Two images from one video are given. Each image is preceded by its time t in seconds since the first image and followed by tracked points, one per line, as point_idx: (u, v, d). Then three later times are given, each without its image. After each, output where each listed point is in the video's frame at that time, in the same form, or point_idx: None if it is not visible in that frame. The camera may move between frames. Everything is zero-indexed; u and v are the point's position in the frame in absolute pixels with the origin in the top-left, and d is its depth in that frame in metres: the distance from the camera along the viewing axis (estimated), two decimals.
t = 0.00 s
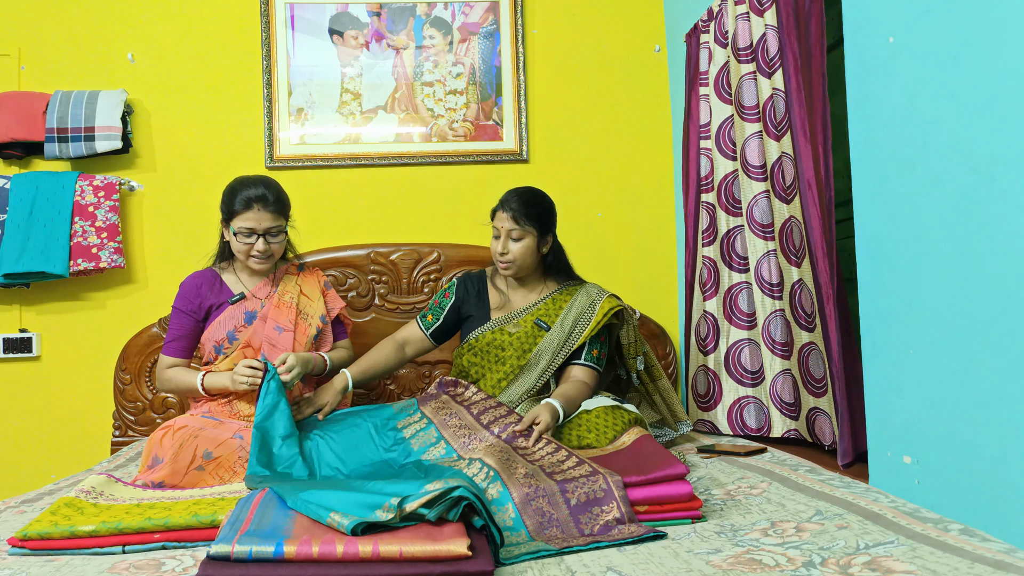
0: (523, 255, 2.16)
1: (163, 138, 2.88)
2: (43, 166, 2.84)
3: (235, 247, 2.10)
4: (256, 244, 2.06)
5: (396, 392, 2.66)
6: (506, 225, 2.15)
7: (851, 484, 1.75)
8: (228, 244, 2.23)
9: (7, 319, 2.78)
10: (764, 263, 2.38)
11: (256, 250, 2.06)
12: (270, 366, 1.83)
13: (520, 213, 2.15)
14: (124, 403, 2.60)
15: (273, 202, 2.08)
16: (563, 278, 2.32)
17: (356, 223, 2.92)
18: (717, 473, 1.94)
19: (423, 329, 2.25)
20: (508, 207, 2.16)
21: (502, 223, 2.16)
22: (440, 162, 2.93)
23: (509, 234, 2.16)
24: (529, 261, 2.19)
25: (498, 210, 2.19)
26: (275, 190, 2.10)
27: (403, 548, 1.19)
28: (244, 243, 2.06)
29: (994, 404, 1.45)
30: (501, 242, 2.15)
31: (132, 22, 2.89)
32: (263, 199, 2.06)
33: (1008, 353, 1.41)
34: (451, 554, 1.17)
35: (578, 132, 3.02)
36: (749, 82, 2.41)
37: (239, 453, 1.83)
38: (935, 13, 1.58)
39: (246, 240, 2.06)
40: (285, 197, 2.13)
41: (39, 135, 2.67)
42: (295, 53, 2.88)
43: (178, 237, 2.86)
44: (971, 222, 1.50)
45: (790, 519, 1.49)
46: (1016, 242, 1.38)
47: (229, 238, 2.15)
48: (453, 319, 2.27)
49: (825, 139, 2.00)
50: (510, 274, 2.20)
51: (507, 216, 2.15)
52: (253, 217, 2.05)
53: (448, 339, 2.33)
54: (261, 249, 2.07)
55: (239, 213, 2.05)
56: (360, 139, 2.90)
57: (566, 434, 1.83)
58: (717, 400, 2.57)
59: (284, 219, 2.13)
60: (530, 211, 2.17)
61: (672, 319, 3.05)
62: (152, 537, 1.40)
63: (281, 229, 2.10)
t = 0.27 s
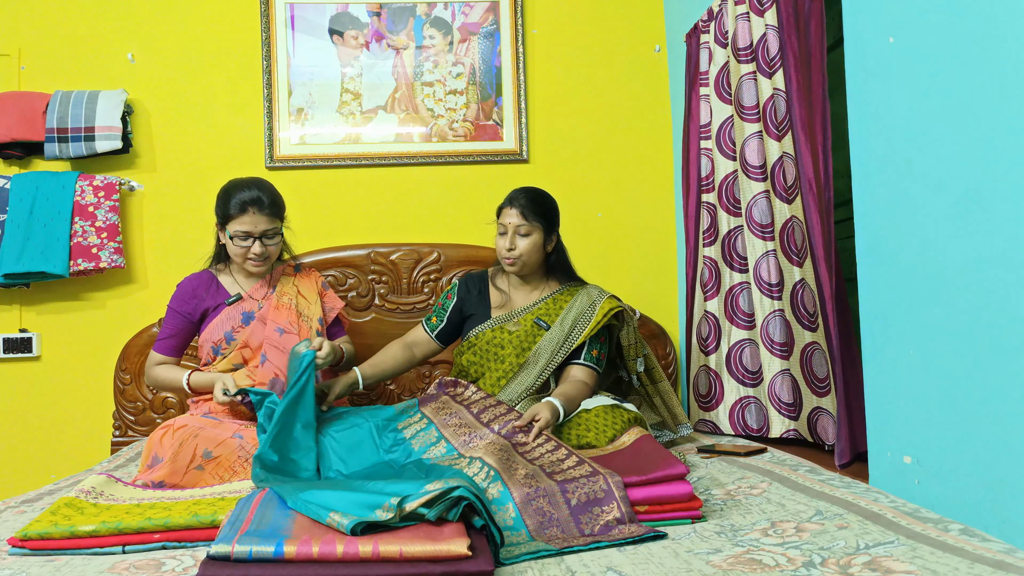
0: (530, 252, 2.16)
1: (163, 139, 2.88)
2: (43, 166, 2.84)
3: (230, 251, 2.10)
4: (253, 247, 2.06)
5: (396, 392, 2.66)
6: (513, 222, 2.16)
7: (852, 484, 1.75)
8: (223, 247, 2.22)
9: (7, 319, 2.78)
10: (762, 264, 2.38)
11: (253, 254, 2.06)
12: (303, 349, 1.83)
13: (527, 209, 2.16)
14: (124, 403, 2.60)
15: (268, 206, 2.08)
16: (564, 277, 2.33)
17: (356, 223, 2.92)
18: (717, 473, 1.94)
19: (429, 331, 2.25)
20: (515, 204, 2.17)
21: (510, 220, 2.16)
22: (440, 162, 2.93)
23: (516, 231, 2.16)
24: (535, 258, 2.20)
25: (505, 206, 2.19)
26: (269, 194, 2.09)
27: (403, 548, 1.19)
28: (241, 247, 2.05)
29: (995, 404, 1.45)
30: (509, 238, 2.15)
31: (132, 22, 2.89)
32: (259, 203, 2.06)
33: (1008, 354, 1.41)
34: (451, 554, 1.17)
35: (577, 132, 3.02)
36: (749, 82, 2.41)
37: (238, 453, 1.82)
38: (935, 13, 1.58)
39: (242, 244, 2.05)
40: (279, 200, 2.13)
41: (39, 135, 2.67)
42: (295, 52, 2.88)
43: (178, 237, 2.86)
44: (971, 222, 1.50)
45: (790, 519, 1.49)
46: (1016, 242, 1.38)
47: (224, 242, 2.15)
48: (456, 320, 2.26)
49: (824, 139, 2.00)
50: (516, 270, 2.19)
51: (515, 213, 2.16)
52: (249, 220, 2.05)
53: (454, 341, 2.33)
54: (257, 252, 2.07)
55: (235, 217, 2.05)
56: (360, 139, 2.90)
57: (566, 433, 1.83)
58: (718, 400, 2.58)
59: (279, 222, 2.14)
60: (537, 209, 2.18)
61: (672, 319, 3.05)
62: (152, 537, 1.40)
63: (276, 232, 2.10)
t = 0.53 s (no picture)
0: (542, 248, 2.17)
1: (163, 138, 2.88)
2: (43, 166, 2.84)
3: (227, 248, 2.10)
4: (250, 242, 2.07)
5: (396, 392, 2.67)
6: (526, 218, 2.16)
7: (851, 484, 1.75)
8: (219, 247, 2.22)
9: (7, 319, 2.78)
10: (763, 264, 2.39)
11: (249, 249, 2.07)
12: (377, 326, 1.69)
13: (540, 206, 2.18)
14: (124, 403, 2.60)
15: (263, 201, 2.09)
16: (565, 278, 2.34)
17: (356, 223, 2.92)
18: (717, 473, 1.94)
19: (433, 331, 2.24)
20: (528, 200, 2.18)
21: (523, 216, 2.16)
22: (440, 162, 2.93)
23: (530, 227, 2.16)
24: (546, 256, 2.20)
25: (517, 202, 2.20)
26: (263, 189, 2.10)
27: (402, 548, 1.19)
28: (237, 243, 2.06)
29: (995, 404, 1.45)
30: (522, 234, 2.15)
31: (132, 22, 2.89)
32: (254, 198, 2.07)
33: (1008, 354, 1.41)
34: (451, 554, 1.18)
35: (577, 132, 3.02)
36: (749, 82, 2.41)
37: (237, 453, 1.81)
38: (935, 13, 1.58)
39: (239, 240, 2.07)
40: (274, 196, 2.13)
41: (39, 135, 2.67)
42: (295, 52, 2.88)
43: (178, 237, 2.87)
44: (970, 222, 1.50)
45: (790, 519, 1.49)
46: (1016, 242, 1.38)
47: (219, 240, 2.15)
48: (458, 319, 2.25)
49: (824, 139, 2.00)
50: (526, 268, 2.19)
51: (528, 209, 2.16)
52: (245, 216, 2.05)
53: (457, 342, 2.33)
54: (255, 247, 2.07)
55: (230, 213, 2.05)
56: (360, 139, 2.90)
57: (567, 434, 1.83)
58: (720, 400, 2.58)
59: (274, 216, 2.14)
60: (548, 207, 2.20)
61: (671, 319, 3.05)
62: (151, 537, 1.40)
63: (272, 227, 2.11)
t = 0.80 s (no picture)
0: (544, 251, 2.17)
1: (163, 138, 2.88)
2: (43, 167, 2.84)
3: (224, 241, 2.11)
4: (246, 233, 2.08)
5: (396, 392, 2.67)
6: (526, 221, 2.16)
7: (851, 484, 1.75)
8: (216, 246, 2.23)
9: (7, 319, 2.78)
10: (764, 264, 2.39)
11: (245, 238, 2.08)
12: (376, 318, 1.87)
13: (541, 208, 2.17)
14: (124, 403, 2.60)
15: (257, 192, 2.11)
16: (569, 278, 2.34)
17: (356, 222, 2.92)
18: (717, 473, 1.94)
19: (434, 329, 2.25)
20: (528, 203, 2.17)
21: (524, 219, 2.16)
22: (440, 162, 2.93)
23: (531, 231, 2.16)
24: (548, 258, 2.20)
25: (516, 206, 2.19)
26: (259, 182, 2.14)
27: (402, 548, 1.19)
28: (235, 233, 2.07)
29: (995, 404, 1.45)
30: (523, 237, 2.15)
31: (132, 22, 2.89)
32: (249, 188, 2.09)
33: (1008, 354, 1.41)
34: (451, 554, 1.18)
35: (577, 132, 3.02)
36: (749, 82, 2.40)
37: (237, 453, 1.82)
38: (935, 13, 1.58)
39: (236, 230, 2.07)
40: (269, 189, 2.17)
41: (39, 135, 2.67)
42: (295, 52, 2.88)
43: (178, 237, 2.86)
44: (971, 222, 1.50)
45: (790, 519, 1.49)
46: (1016, 242, 1.38)
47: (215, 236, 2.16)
48: (460, 318, 2.25)
49: (825, 139, 2.00)
50: (528, 270, 2.19)
51: (528, 212, 2.16)
52: (241, 206, 2.08)
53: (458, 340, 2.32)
54: (252, 237, 2.08)
55: (227, 205, 2.08)
56: (360, 139, 2.90)
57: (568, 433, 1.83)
58: (722, 400, 2.58)
59: (270, 209, 2.17)
60: (551, 209, 2.19)
61: (672, 319, 3.05)
62: (152, 537, 1.40)
63: (268, 218, 2.12)
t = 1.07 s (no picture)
0: (545, 253, 2.17)
1: (163, 138, 2.88)
2: (43, 167, 2.84)
3: (222, 236, 2.12)
4: (243, 226, 2.09)
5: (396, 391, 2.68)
6: (529, 222, 2.16)
7: (851, 484, 1.75)
8: (215, 246, 2.23)
9: (7, 319, 2.78)
10: (765, 263, 2.39)
11: (242, 230, 2.09)
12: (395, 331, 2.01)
13: (543, 211, 2.16)
14: (124, 403, 2.60)
15: (256, 187, 2.13)
16: (572, 279, 2.33)
17: (356, 222, 2.92)
18: (717, 473, 1.94)
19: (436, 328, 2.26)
20: (529, 205, 2.17)
21: (526, 220, 2.16)
22: (441, 162, 2.93)
23: (532, 231, 2.16)
24: (550, 258, 2.20)
25: (518, 207, 2.19)
26: (259, 179, 2.15)
27: (402, 548, 1.19)
28: (232, 227, 2.08)
29: (995, 404, 1.45)
30: (524, 238, 2.15)
31: (132, 22, 2.89)
32: (246, 183, 2.11)
33: (1009, 354, 1.41)
34: (451, 553, 1.18)
35: (577, 132, 3.02)
36: (749, 82, 2.40)
37: (237, 452, 1.82)
38: (936, 13, 1.58)
39: (233, 224, 2.09)
40: (267, 185, 2.18)
41: (39, 135, 2.67)
42: (295, 53, 2.88)
43: (178, 237, 2.86)
44: (971, 223, 1.50)
45: (790, 519, 1.49)
46: (1016, 243, 1.38)
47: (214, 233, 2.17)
48: (461, 318, 2.26)
49: (825, 139, 2.00)
50: (529, 270, 2.19)
51: (530, 213, 2.16)
52: (238, 200, 2.09)
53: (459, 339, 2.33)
54: (247, 231, 2.09)
55: (224, 199, 2.09)
56: (360, 139, 2.90)
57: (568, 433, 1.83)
58: (724, 399, 2.58)
59: (269, 205, 2.17)
60: (552, 210, 2.19)
61: (671, 319, 3.05)
62: (152, 537, 1.40)
63: (266, 213, 2.13)
